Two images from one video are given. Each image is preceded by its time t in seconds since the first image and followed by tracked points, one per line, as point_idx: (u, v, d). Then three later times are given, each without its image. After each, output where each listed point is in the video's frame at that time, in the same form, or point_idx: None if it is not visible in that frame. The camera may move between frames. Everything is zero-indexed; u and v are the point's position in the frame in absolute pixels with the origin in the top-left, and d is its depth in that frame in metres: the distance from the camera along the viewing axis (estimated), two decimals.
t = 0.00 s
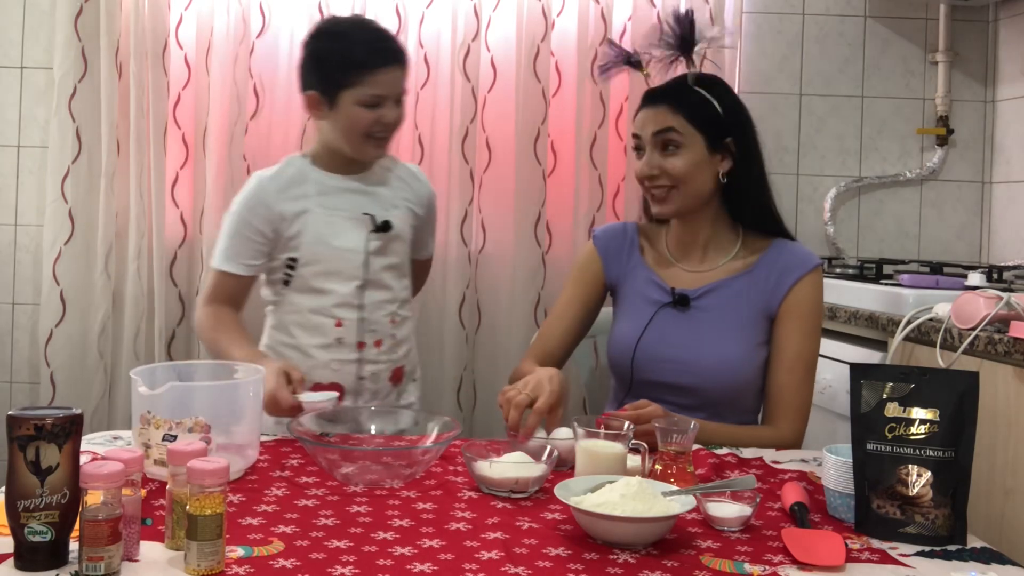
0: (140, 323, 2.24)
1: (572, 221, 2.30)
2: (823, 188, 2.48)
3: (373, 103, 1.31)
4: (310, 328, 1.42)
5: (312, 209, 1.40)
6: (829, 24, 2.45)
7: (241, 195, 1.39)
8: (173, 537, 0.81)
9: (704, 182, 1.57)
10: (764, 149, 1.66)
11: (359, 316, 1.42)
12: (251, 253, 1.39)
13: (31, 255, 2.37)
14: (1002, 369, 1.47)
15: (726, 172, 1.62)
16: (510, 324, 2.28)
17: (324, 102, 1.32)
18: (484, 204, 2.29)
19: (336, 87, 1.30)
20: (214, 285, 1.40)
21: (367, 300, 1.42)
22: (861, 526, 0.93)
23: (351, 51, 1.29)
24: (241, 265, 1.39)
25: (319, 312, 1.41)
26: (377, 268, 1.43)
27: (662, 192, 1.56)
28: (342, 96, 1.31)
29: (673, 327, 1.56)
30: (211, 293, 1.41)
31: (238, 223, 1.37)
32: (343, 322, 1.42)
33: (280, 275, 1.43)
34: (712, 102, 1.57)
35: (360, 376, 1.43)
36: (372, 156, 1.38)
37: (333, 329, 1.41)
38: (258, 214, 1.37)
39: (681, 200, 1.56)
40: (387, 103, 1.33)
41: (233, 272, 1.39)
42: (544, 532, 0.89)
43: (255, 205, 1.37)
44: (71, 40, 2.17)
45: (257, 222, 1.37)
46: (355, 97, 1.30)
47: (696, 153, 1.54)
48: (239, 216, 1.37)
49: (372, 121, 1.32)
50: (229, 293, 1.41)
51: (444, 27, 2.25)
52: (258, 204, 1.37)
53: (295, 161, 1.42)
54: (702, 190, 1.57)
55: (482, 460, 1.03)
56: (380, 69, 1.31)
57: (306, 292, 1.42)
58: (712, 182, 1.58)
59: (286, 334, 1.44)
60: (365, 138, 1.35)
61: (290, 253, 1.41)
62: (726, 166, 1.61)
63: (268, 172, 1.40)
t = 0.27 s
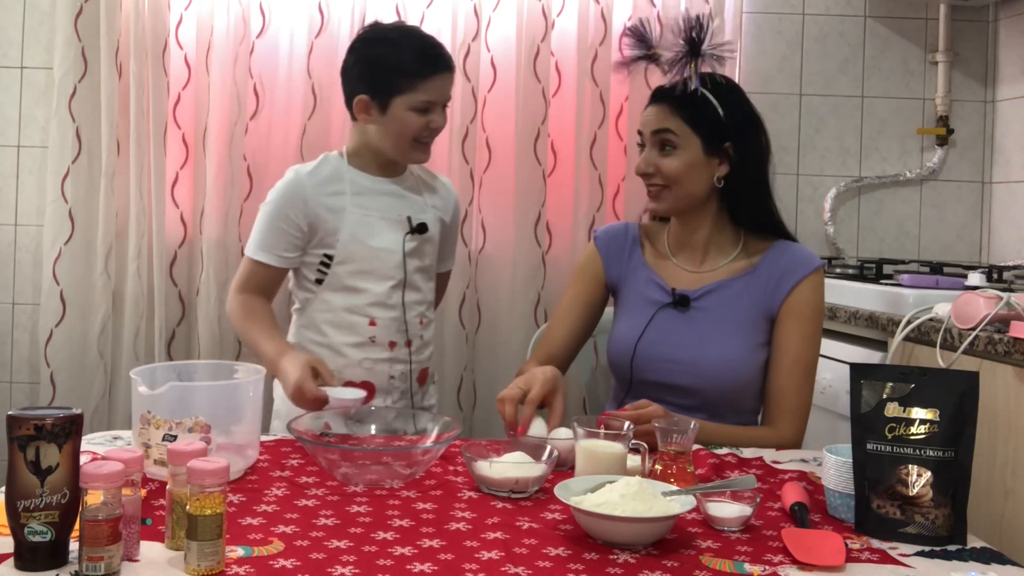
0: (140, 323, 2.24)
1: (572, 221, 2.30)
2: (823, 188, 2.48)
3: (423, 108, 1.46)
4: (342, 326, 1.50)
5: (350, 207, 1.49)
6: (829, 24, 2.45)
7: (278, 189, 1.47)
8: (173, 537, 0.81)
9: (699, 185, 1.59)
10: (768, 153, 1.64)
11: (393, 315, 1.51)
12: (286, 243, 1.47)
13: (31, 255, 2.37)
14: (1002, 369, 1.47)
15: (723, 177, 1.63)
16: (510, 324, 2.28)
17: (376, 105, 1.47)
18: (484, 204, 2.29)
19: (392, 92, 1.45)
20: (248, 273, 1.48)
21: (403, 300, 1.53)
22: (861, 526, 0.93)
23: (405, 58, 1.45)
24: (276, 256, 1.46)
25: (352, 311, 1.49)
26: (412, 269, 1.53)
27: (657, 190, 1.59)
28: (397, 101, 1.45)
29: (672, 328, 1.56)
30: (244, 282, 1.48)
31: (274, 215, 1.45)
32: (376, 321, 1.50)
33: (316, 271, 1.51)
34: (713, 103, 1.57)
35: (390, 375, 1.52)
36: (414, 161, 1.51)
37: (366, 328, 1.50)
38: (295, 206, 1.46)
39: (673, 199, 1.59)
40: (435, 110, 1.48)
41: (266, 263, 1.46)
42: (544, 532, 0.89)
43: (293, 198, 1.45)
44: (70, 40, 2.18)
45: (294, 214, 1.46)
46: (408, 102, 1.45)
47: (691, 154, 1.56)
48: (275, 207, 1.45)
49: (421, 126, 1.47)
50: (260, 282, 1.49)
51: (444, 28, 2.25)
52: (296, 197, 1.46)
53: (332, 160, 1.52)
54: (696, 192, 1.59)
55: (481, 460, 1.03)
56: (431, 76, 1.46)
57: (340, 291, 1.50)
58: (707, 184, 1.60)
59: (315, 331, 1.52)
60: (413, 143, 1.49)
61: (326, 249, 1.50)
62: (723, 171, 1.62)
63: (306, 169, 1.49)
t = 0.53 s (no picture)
0: (140, 323, 2.24)
1: (572, 221, 2.30)
2: (823, 188, 2.48)
3: (422, 106, 1.47)
4: (344, 327, 1.49)
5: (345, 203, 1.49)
6: (829, 24, 2.45)
7: (274, 188, 1.47)
8: (173, 537, 0.81)
9: (699, 185, 1.58)
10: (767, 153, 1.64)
11: (395, 315, 1.51)
12: (283, 241, 1.47)
13: (31, 255, 2.37)
14: (1002, 369, 1.47)
15: (723, 174, 1.62)
16: (510, 324, 2.28)
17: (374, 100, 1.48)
18: (484, 204, 2.29)
19: (393, 87, 1.46)
20: (244, 273, 1.47)
21: (403, 299, 1.53)
22: (861, 526, 0.93)
23: (409, 53, 1.46)
24: (271, 255, 1.46)
25: (353, 311, 1.49)
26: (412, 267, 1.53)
27: (657, 190, 1.59)
28: (397, 96, 1.46)
29: (672, 328, 1.56)
30: (238, 282, 1.47)
31: (270, 214, 1.44)
32: (379, 320, 1.50)
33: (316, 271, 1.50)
34: (712, 103, 1.57)
35: (394, 374, 1.52)
36: (410, 160, 1.52)
37: (370, 327, 1.49)
38: (290, 202, 1.45)
39: (673, 200, 1.59)
40: (433, 109, 1.50)
41: (262, 262, 1.46)
42: (544, 532, 0.89)
43: (289, 194, 1.45)
44: (70, 40, 2.18)
45: (290, 213, 1.45)
46: (407, 99, 1.46)
47: (691, 154, 1.56)
48: (272, 206, 1.45)
49: (419, 124, 1.48)
50: (256, 280, 1.48)
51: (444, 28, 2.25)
52: (293, 193, 1.46)
53: (328, 159, 1.52)
54: (696, 192, 1.58)
55: (481, 460, 1.03)
56: (431, 76, 1.47)
57: (341, 292, 1.50)
58: (706, 183, 1.59)
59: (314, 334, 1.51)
60: (408, 141, 1.49)
61: (326, 247, 1.50)
62: (722, 168, 1.61)
63: (303, 168, 1.49)
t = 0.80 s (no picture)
0: (140, 322, 2.24)
1: (572, 221, 2.30)
2: (823, 188, 2.48)
3: (379, 100, 1.45)
4: (315, 324, 1.49)
5: (314, 201, 1.50)
6: (829, 24, 2.45)
7: (241, 187, 1.48)
8: (173, 537, 0.81)
9: (703, 192, 1.56)
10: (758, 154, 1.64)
11: (367, 311, 1.51)
12: (250, 239, 1.48)
13: (31, 255, 2.37)
14: (1002, 369, 1.47)
15: (724, 180, 1.61)
16: (510, 324, 2.28)
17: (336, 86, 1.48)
18: (484, 204, 2.29)
19: (353, 75, 1.45)
20: (214, 273, 1.49)
21: (376, 294, 1.52)
22: (861, 526, 0.93)
23: (375, 44, 1.45)
24: (240, 253, 1.48)
25: (325, 308, 1.49)
26: (384, 261, 1.53)
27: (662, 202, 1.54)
28: (353, 84, 1.44)
29: (666, 328, 1.57)
30: (210, 282, 1.49)
31: (237, 212, 1.46)
32: (351, 317, 1.50)
33: (286, 268, 1.51)
34: (710, 110, 1.52)
35: (369, 372, 1.51)
36: (362, 155, 1.48)
37: (342, 324, 1.49)
38: (257, 201, 1.46)
39: (677, 210, 1.55)
40: (390, 106, 1.46)
41: (232, 260, 1.48)
42: (544, 532, 0.89)
43: (254, 192, 1.46)
44: (70, 40, 2.18)
45: (257, 210, 1.47)
46: (363, 89, 1.44)
47: (696, 164, 1.53)
48: (238, 204, 1.46)
49: (371, 116, 1.44)
50: (226, 279, 1.49)
51: (444, 29, 2.25)
52: (258, 192, 1.46)
53: (296, 157, 1.53)
54: (699, 199, 1.56)
55: (481, 460, 1.03)
56: (389, 68, 1.44)
57: (312, 288, 1.50)
58: (709, 190, 1.57)
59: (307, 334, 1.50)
60: (358, 132, 1.46)
61: (296, 244, 1.50)
62: (724, 174, 1.60)
63: (271, 165, 1.50)
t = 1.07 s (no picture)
0: (140, 323, 2.23)
1: (572, 221, 2.30)
2: (823, 188, 2.48)
3: (341, 99, 1.44)
4: (270, 325, 1.49)
5: (273, 200, 1.50)
6: (829, 24, 2.45)
7: (198, 186, 1.49)
8: (173, 537, 0.81)
9: (682, 199, 1.55)
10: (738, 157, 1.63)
11: (320, 313, 1.51)
12: (207, 239, 1.49)
13: (31, 255, 2.37)
14: (1001, 369, 1.47)
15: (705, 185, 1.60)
16: (510, 324, 2.28)
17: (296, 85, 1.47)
18: (483, 204, 2.28)
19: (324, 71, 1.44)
20: (172, 273, 1.50)
21: (330, 296, 1.52)
22: (862, 526, 0.93)
23: (334, 42, 1.44)
24: (195, 255, 1.49)
25: (278, 310, 1.49)
26: (339, 263, 1.53)
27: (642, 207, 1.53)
28: (314, 84, 1.44)
29: (650, 326, 1.56)
30: (169, 284, 1.51)
31: (191, 213, 1.47)
32: (303, 319, 1.50)
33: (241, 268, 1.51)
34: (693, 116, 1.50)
35: (321, 374, 1.51)
36: (327, 154, 1.49)
37: (295, 326, 1.49)
38: (212, 200, 1.47)
39: (657, 213, 1.54)
40: (354, 103, 1.46)
41: (189, 262, 1.49)
42: (544, 532, 0.89)
43: (209, 191, 1.47)
44: (70, 40, 2.17)
45: (210, 211, 1.47)
46: (326, 88, 1.43)
47: (679, 170, 1.51)
48: (194, 205, 1.47)
49: (335, 116, 1.44)
50: (183, 281, 1.51)
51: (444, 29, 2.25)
52: (212, 191, 1.47)
53: (255, 155, 1.53)
54: (678, 206, 1.55)
55: (481, 460, 1.03)
56: (351, 66, 1.43)
57: (266, 289, 1.50)
58: (689, 197, 1.56)
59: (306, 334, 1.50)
60: (323, 133, 1.46)
61: (251, 245, 1.50)
62: (705, 179, 1.58)
63: (226, 164, 1.50)
